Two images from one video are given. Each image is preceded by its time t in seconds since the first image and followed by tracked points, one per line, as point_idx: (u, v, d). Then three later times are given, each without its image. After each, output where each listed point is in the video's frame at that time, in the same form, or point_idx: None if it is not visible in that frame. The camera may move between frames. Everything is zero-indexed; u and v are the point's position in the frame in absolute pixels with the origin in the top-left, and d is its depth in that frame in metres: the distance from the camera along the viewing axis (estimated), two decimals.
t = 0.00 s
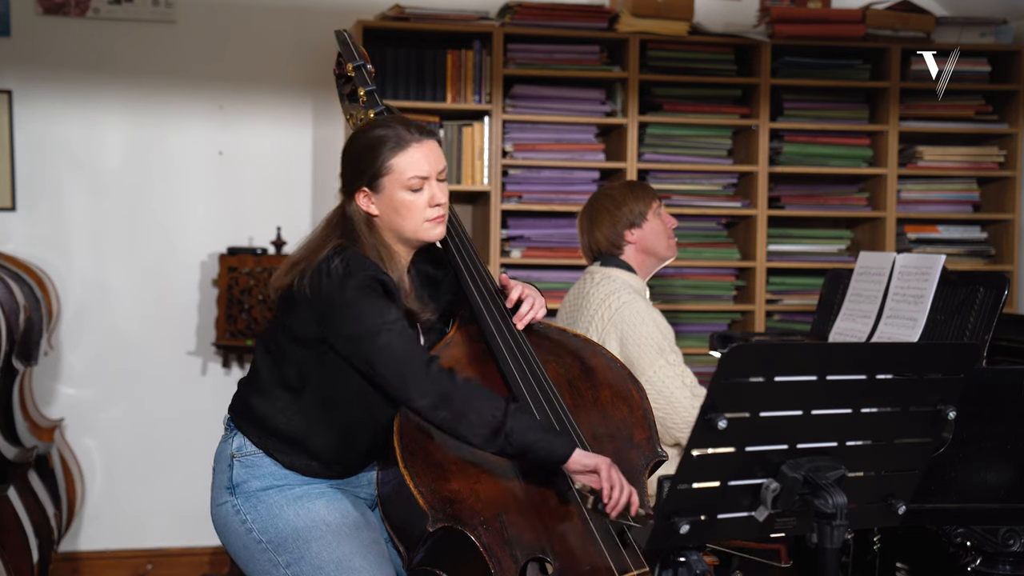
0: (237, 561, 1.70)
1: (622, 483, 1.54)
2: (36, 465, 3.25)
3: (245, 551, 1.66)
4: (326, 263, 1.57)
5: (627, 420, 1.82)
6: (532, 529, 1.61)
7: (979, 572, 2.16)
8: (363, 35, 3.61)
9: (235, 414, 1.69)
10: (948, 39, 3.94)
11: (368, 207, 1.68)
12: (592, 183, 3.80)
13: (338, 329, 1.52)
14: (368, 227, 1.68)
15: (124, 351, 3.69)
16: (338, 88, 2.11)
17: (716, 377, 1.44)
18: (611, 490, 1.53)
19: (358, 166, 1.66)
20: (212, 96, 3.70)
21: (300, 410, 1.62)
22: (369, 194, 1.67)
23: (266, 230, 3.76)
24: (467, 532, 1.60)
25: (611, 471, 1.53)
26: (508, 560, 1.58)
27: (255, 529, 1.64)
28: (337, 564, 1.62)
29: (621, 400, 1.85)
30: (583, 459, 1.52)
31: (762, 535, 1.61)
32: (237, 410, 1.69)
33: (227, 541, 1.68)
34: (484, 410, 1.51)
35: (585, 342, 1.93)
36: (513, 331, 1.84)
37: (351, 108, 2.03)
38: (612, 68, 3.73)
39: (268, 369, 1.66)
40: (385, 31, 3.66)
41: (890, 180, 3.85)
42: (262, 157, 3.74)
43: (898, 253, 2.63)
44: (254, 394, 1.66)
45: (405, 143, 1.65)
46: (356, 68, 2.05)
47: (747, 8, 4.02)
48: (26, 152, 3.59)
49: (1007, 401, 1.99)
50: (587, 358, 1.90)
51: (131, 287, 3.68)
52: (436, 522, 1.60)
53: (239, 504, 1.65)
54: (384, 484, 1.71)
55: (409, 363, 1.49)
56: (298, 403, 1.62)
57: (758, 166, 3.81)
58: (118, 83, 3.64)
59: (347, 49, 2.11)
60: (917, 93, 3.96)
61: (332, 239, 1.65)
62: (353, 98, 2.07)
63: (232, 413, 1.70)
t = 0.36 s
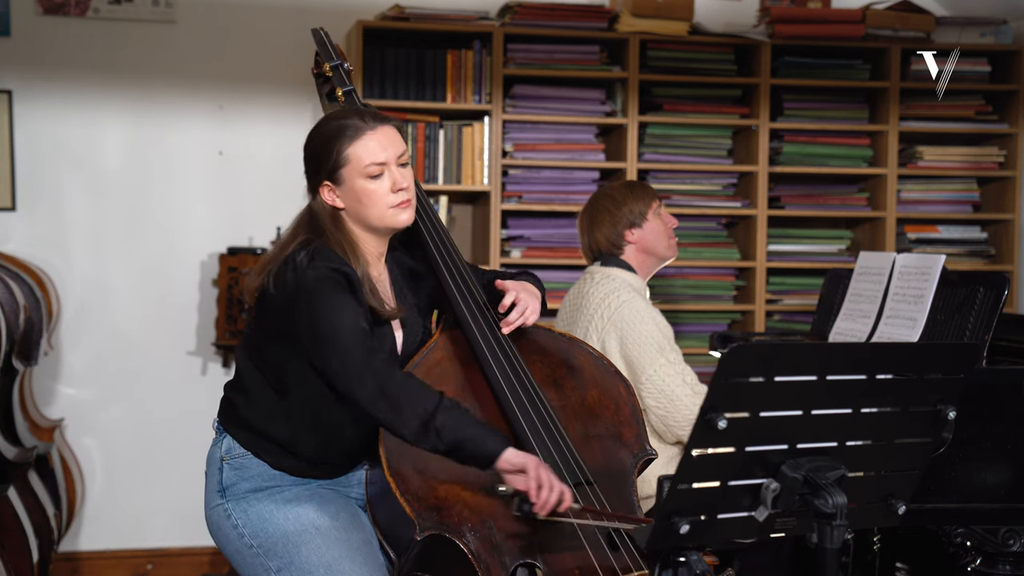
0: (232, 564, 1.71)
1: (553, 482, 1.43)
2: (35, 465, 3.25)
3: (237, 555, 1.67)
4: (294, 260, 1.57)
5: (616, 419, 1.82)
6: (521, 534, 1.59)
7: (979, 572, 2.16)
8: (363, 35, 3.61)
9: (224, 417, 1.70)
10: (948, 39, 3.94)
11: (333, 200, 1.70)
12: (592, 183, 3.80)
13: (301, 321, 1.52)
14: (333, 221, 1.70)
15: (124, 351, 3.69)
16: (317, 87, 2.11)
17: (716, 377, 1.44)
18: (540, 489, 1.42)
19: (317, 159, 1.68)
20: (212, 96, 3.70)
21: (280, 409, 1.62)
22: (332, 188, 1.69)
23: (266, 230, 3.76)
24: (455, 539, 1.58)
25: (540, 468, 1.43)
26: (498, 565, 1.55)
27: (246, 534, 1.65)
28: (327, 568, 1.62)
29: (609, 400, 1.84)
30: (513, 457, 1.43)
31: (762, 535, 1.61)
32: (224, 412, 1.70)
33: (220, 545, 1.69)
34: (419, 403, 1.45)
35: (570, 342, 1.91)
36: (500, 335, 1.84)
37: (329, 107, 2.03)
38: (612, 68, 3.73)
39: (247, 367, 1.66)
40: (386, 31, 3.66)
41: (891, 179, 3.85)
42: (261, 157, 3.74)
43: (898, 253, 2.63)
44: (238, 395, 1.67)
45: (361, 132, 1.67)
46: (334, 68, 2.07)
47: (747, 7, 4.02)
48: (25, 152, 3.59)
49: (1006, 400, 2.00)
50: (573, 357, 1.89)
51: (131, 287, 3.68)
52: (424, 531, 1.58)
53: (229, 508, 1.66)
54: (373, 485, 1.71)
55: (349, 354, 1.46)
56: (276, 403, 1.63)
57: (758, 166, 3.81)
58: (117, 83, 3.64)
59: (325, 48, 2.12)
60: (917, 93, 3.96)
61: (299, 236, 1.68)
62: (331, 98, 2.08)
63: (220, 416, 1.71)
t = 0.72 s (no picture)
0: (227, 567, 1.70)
1: (447, 460, 1.40)
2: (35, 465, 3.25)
3: (235, 556, 1.67)
4: (285, 249, 1.61)
5: (611, 420, 1.82)
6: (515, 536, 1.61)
7: (979, 572, 2.16)
8: (363, 35, 3.61)
9: (221, 417, 1.70)
10: (948, 39, 3.95)
11: (339, 193, 1.71)
12: (592, 183, 3.80)
13: (269, 295, 1.57)
14: (335, 215, 1.71)
15: (124, 351, 3.69)
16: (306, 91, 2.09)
17: (716, 377, 1.44)
18: (431, 465, 1.39)
19: (333, 152, 1.70)
20: (212, 96, 3.70)
21: (274, 406, 1.63)
22: (341, 181, 1.70)
23: (266, 230, 3.76)
24: (450, 542, 1.59)
25: (431, 444, 1.40)
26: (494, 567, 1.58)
27: (242, 534, 1.65)
28: (322, 570, 1.61)
29: (603, 400, 1.85)
30: (403, 435, 1.43)
31: (761, 535, 1.60)
32: (221, 412, 1.70)
33: (218, 546, 1.69)
34: (337, 368, 1.48)
35: (564, 342, 1.91)
36: (491, 336, 1.83)
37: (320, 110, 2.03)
38: (612, 68, 3.73)
39: (241, 364, 1.67)
40: (386, 31, 3.66)
41: (891, 179, 3.85)
42: (261, 157, 3.74)
43: (898, 253, 2.63)
44: (234, 394, 1.67)
45: (381, 134, 1.69)
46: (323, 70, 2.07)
47: (747, 7, 4.02)
48: (25, 152, 3.59)
49: (1006, 400, 2.00)
50: (567, 358, 1.89)
51: (131, 287, 3.68)
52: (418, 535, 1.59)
53: (226, 509, 1.65)
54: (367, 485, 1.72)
55: (297, 322, 1.51)
56: (270, 399, 1.63)
57: (758, 166, 3.81)
58: (117, 82, 3.64)
59: (314, 50, 2.11)
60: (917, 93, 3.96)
61: (300, 228, 1.70)
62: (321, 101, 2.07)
63: (218, 417, 1.71)
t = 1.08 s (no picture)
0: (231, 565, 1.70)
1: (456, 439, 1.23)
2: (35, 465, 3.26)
3: (239, 554, 1.66)
4: (308, 246, 1.59)
5: (617, 420, 1.81)
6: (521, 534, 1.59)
7: (979, 572, 2.16)
8: (363, 35, 3.61)
9: (228, 415, 1.71)
10: (947, 39, 3.94)
11: (368, 198, 1.70)
12: (592, 183, 3.80)
13: (300, 294, 1.53)
14: (364, 219, 1.70)
15: (124, 351, 3.69)
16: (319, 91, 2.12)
17: (716, 377, 1.44)
18: (439, 443, 1.22)
19: (368, 157, 1.69)
20: (212, 96, 3.70)
21: (284, 404, 1.63)
22: (372, 186, 1.69)
23: (266, 230, 3.76)
24: (457, 540, 1.58)
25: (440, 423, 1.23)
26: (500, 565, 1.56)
27: (248, 532, 1.65)
28: (327, 568, 1.60)
29: (610, 400, 1.84)
30: (414, 411, 1.24)
31: (762, 535, 1.61)
32: (228, 411, 1.71)
33: (223, 545, 1.69)
34: (366, 351, 1.34)
35: (571, 342, 1.91)
36: (499, 333, 1.84)
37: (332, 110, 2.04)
38: (612, 68, 3.73)
39: (254, 364, 1.67)
40: (385, 31, 3.66)
41: (890, 179, 3.85)
42: (261, 157, 3.74)
43: (898, 253, 2.63)
44: (245, 392, 1.67)
45: (418, 146, 1.67)
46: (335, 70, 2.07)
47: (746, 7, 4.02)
48: (25, 151, 3.59)
49: (1006, 400, 2.00)
50: (574, 358, 1.89)
51: (131, 287, 3.68)
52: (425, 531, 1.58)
53: (232, 506, 1.66)
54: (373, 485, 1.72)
55: (334, 306, 1.44)
56: (281, 397, 1.63)
57: (758, 166, 3.81)
58: (118, 82, 3.64)
59: (326, 50, 2.12)
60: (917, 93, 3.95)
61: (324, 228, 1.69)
62: (332, 100, 2.07)
63: (225, 415, 1.72)
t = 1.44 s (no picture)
0: (234, 564, 1.70)
1: (546, 475, 1.40)
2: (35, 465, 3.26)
3: (243, 552, 1.67)
4: (326, 252, 1.57)
5: (622, 421, 1.81)
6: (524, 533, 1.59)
7: (979, 572, 2.16)
8: (363, 36, 3.61)
9: (232, 413, 1.70)
10: (948, 39, 3.94)
11: (388, 207, 1.69)
12: (592, 183, 3.80)
13: (330, 306, 1.52)
14: (382, 227, 1.69)
15: (124, 351, 3.69)
16: (327, 91, 2.12)
17: (716, 377, 1.44)
18: (532, 482, 1.38)
19: (391, 166, 1.67)
20: (212, 96, 3.70)
21: (293, 406, 1.62)
22: (392, 196, 1.68)
23: (266, 230, 3.76)
24: (464, 537, 1.57)
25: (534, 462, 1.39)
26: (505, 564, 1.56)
27: (251, 530, 1.65)
28: (331, 566, 1.60)
29: (614, 401, 1.84)
30: (508, 444, 1.39)
31: (762, 535, 1.60)
32: (233, 409, 1.70)
33: (226, 543, 1.69)
34: (433, 375, 1.43)
35: (577, 343, 1.92)
36: (506, 332, 1.83)
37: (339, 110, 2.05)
38: (612, 68, 3.73)
39: (263, 364, 1.66)
40: (385, 31, 3.66)
41: (891, 179, 3.85)
42: (261, 157, 3.74)
43: (898, 253, 2.63)
44: (252, 391, 1.67)
45: (441, 159, 1.65)
46: (345, 71, 2.06)
47: (747, 7, 4.02)
48: (25, 151, 3.59)
49: (1006, 399, 2.00)
50: (579, 360, 1.89)
51: (131, 287, 3.68)
52: (431, 527, 1.57)
53: (236, 505, 1.66)
54: (379, 484, 1.70)
55: (375, 324, 1.47)
56: (290, 399, 1.62)
57: (758, 166, 3.81)
58: (118, 82, 3.64)
59: (336, 51, 2.11)
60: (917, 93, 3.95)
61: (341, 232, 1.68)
62: (341, 101, 2.07)
63: (230, 413, 1.71)
